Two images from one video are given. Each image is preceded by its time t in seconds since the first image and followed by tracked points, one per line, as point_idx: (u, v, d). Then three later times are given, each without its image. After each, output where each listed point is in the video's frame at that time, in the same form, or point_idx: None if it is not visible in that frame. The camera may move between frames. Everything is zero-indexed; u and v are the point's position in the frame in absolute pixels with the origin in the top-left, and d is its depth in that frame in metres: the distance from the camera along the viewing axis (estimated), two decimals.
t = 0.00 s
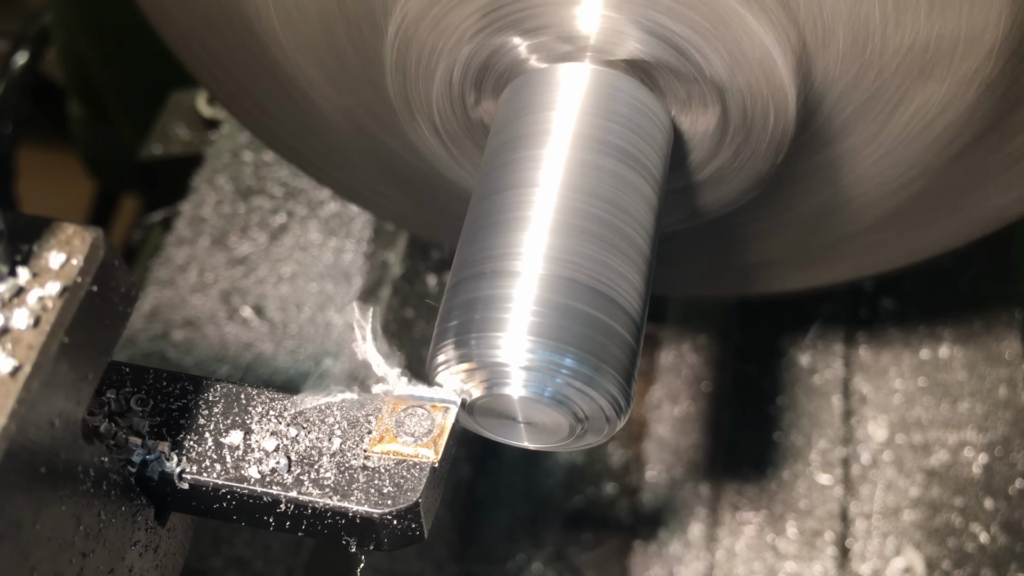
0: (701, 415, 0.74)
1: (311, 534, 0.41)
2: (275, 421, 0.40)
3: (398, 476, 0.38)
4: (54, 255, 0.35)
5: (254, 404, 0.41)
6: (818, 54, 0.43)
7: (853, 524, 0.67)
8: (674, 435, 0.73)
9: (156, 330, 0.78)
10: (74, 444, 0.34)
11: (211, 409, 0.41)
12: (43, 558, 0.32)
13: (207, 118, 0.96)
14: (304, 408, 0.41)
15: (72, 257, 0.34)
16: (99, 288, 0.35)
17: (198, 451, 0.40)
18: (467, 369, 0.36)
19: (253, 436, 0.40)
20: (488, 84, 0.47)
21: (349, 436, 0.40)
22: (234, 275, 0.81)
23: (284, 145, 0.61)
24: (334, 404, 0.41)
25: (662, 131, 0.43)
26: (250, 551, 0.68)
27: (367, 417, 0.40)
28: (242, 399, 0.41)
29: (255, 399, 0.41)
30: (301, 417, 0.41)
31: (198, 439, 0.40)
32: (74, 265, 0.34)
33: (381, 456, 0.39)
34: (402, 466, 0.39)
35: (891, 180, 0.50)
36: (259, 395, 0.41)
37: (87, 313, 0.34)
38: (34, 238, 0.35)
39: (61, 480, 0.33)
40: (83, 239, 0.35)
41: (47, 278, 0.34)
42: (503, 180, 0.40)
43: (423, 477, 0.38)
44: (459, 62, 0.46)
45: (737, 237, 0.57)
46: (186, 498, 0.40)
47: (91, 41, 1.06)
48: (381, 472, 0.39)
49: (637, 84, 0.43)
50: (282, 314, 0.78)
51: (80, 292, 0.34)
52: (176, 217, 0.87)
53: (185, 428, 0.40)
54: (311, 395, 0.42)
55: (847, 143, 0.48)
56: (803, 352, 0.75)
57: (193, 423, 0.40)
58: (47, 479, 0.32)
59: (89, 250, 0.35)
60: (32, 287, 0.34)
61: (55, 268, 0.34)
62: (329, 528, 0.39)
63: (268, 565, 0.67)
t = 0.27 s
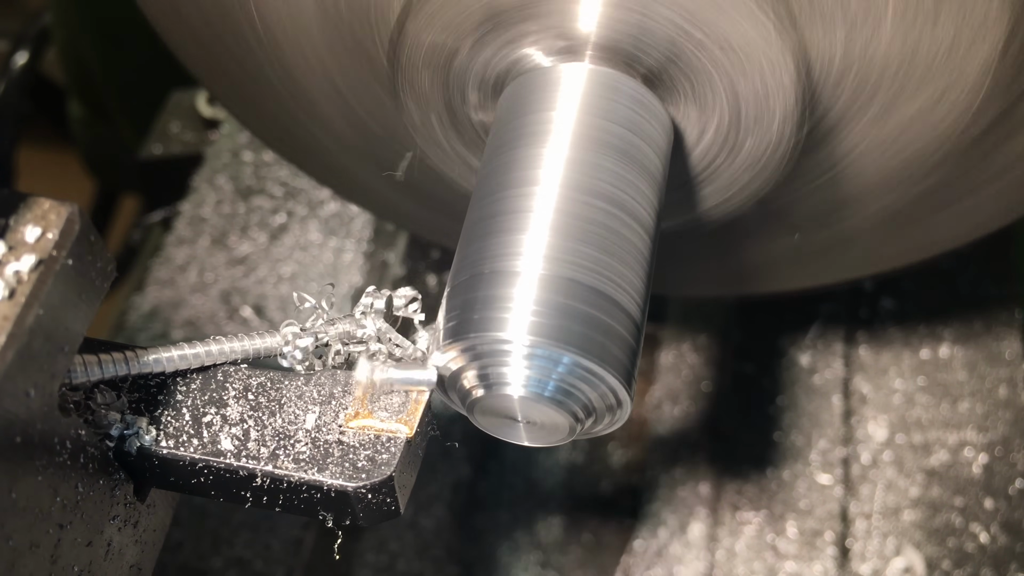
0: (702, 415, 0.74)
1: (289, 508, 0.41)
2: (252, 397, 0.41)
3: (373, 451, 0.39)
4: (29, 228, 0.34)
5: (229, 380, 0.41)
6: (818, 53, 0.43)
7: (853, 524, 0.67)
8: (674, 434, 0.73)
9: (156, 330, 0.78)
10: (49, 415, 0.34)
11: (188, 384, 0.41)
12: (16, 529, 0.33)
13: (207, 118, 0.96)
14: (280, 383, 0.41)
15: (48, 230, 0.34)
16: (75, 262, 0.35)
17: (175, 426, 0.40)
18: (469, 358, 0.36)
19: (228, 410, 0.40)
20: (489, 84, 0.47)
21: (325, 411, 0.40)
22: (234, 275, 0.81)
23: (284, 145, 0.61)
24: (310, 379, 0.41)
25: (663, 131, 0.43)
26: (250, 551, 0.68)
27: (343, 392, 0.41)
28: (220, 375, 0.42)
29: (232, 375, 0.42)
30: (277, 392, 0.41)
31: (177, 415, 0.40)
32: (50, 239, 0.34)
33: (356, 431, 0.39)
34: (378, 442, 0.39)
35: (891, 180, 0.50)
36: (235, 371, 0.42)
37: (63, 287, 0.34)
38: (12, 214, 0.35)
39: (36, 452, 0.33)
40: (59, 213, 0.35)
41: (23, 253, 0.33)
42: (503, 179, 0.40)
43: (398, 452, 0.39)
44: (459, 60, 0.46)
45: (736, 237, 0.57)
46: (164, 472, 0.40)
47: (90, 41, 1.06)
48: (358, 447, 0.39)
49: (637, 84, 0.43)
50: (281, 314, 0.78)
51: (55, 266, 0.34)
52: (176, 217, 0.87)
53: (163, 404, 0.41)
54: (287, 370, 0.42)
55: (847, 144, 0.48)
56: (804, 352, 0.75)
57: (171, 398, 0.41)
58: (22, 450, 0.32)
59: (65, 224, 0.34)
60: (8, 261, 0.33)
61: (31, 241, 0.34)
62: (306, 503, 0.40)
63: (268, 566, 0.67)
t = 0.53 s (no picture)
0: (702, 415, 0.74)
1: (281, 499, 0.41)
2: (246, 387, 0.41)
3: (365, 441, 0.39)
4: (24, 219, 0.35)
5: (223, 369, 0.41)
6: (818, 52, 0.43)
7: (853, 524, 0.67)
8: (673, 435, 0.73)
9: (156, 330, 0.78)
10: (44, 405, 0.34)
11: (182, 374, 0.41)
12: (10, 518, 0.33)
13: (207, 118, 0.96)
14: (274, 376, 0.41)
15: (43, 220, 0.35)
16: (70, 252, 0.35)
17: (169, 416, 0.40)
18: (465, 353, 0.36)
19: (222, 399, 0.40)
20: (489, 85, 0.47)
21: (319, 400, 0.40)
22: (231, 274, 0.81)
23: (285, 145, 0.61)
24: (304, 370, 0.41)
25: (662, 130, 0.44)
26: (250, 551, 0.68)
27: (336, 384, 0.41)
28: (215, 364, 0.41)
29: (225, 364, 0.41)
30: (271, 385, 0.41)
31: (171, 407, 0.40)
32: (44, 229, 0.34)
33: (349, 421, 0.40)
34: (370, 432, 0.40)
35: (891, 180, 0.50)
36: (229, 360, 0.42)
37: (59, 274, 0.34)
38: (5, 205, 0.36)
39: (31, 440, 0.33)
40: (54, 202, 0.35)
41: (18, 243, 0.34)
42: (504, 179, 0.40)
43: (389, 441, 0.39)
44: (459, 60, 0.46)
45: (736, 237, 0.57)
46: (157, 462, 0.40)
47: (90, 41, 1.06)
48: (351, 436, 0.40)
49: (637, 83, 0.43)
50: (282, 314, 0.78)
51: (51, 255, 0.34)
52: (176, 217, 0.87)
53: (157, 394, 0.40)
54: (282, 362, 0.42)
55: (846, 144, 0.48)
56: (803, 352, 0.75)
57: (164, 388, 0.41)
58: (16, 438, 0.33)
59: (59, 215, 0.35)
60: (2, 248, 0.34)
61: (26, 231, 0.34)
62: (298, 494, 0.40)
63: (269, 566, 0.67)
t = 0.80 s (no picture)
0: (702, 416, 0.73)
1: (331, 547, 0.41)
2: (295, 433, 0.41)
3: (419, 488, 0.39)
4: (76, 267, 0.34)
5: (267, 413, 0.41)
6: (819, 53, 0.43)
7: (853, 524, 0.67)
8: (674, 435, 0.73)
9: (156, 330, 0.78)
10: (97, 459, 0.34)
11: (231, 420, 0.41)
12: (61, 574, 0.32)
13: (207, 118, 0.96)
14: (325, 423, 0.41)
15: (95, 270, 0.33)
16: (122, 301, 0.34)
17: (219, 464, 0.40)
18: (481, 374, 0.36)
19: (270, 445, 0.40)
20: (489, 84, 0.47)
21: (369, 447, 0.40)
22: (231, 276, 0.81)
23: (284, 146, 0.61)
24: (354, 416, 0.41)
25: (662, 130, 0.44)
26: (250, 551, 0.68)
27: (387, 430, 0.40)
28: (264, 411, 0.41)
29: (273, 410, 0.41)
30: (321, 430, 0.41)
31: (220, 453, 0.40)
32: (97, 278, 0.33)
33: (403, 468, 0.39)
34: (424, 478, 0.39)
35: (892, 180, 0.50)
36: (277, 406, 0.42)
37: (112, 325, 0.33)
38: (55, 251, 0.34)
39: (85, 495, 0.33)
40: (106, 250, 0.34)
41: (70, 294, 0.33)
42: (504, 179, 0.40)
43: (444, 490, 0.38)
44: (459, 60, 0.46)
45: (737, 238, 0.57)
46: (205, 509, 0.40)
47: (89, 41, 1.06)
48: (404, 484, 0.39)
49: (637, 83, 0.43)
50: (282, 314, 0.78)
51: (105, 306, 0.33)
52: (176, 217, 0.87)
53: (206, 441, 0.40)
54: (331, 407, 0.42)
55: (846, 144, 0.48)
56: (803, 352, 0.75)
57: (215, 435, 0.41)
58: (69, 494, 0.32)
59: (111, 263, 0.34)
60: (55, 299, 0.33)
61: (79, 281, 0.33)
62: (349, 542, 0.40)
63: (268, 566, 0.67)
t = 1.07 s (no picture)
0: (702, 415, 0.73)
1: (311, 526, 0.41)
2: (272, 414, 0.41)
3: (396, 468, 0.38)
4: (54, 248, 0.36)
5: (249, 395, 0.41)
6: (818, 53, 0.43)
7: (853, 524, 0.67)
8: (673, 435, 0.73)
9: (157, 330, 0.78)
10: (70, 435, 0.34)
11: (209, 401, 0.41)
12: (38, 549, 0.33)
13: (207, 118, 0.96)
14: (303, 402, 0.41)
15: (71, 249, 0.36)
16: (100, 280, 0.36)
17: (198, 443, 0.40)
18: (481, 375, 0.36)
19: (249, 425, 0.40)
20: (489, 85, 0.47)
21: (347, 428, 0.40)
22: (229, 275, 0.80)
23: (284, 146, 0.61)
24: (333, 396, 0.41)
25: (662, 130, 0.44)
26: (250, 551, 0.68)
27: (365, 410, 0.40)
28: (242, 391, 0.41)
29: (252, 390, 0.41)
30: (298, 409, 0.41)
31: (198, 433, 0.40)
32: (73, 257, 0.36)
33: (378, 448, 0.39)
34: (401, 458, 0.39)
35: (892, 180, 0.50)
36: (256, 387, 0.41)
37: (88, 300, 0.35)
38: (34, 231, 0.37)
39: (59, 472, 0.34)
40: (82, 231, 0.37)
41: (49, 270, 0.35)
42: (504, 179, 0.40)
43: (420, 469, 0.38)
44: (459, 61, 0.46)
45: (737, 238, 0.57)
46: (185, 489, 0.40)
47: (90, 41, 1.06)
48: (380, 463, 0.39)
49: (637, 83, 0.43)
50: (282, 314, 0.78)
51: (79, 281, 0.35)
52: (176, 217, 0.87)
53: (185, 421, 0.40)
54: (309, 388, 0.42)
55: (846, 145, 0.48)
56: (803, 352, 0.75)
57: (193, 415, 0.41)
58: (46, 470, 0.33)
59: (87, 242, 0.36)
60: (31, 278, 0.35)
61: (55, 260, 0.36)
62: (328, 521, 0.40)
63: (268, 566, 0.67)
